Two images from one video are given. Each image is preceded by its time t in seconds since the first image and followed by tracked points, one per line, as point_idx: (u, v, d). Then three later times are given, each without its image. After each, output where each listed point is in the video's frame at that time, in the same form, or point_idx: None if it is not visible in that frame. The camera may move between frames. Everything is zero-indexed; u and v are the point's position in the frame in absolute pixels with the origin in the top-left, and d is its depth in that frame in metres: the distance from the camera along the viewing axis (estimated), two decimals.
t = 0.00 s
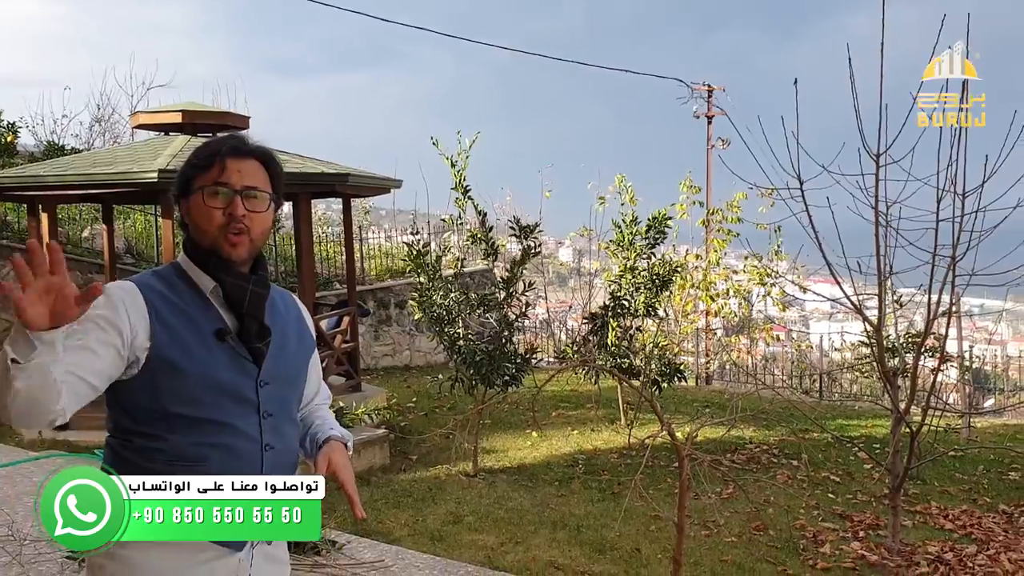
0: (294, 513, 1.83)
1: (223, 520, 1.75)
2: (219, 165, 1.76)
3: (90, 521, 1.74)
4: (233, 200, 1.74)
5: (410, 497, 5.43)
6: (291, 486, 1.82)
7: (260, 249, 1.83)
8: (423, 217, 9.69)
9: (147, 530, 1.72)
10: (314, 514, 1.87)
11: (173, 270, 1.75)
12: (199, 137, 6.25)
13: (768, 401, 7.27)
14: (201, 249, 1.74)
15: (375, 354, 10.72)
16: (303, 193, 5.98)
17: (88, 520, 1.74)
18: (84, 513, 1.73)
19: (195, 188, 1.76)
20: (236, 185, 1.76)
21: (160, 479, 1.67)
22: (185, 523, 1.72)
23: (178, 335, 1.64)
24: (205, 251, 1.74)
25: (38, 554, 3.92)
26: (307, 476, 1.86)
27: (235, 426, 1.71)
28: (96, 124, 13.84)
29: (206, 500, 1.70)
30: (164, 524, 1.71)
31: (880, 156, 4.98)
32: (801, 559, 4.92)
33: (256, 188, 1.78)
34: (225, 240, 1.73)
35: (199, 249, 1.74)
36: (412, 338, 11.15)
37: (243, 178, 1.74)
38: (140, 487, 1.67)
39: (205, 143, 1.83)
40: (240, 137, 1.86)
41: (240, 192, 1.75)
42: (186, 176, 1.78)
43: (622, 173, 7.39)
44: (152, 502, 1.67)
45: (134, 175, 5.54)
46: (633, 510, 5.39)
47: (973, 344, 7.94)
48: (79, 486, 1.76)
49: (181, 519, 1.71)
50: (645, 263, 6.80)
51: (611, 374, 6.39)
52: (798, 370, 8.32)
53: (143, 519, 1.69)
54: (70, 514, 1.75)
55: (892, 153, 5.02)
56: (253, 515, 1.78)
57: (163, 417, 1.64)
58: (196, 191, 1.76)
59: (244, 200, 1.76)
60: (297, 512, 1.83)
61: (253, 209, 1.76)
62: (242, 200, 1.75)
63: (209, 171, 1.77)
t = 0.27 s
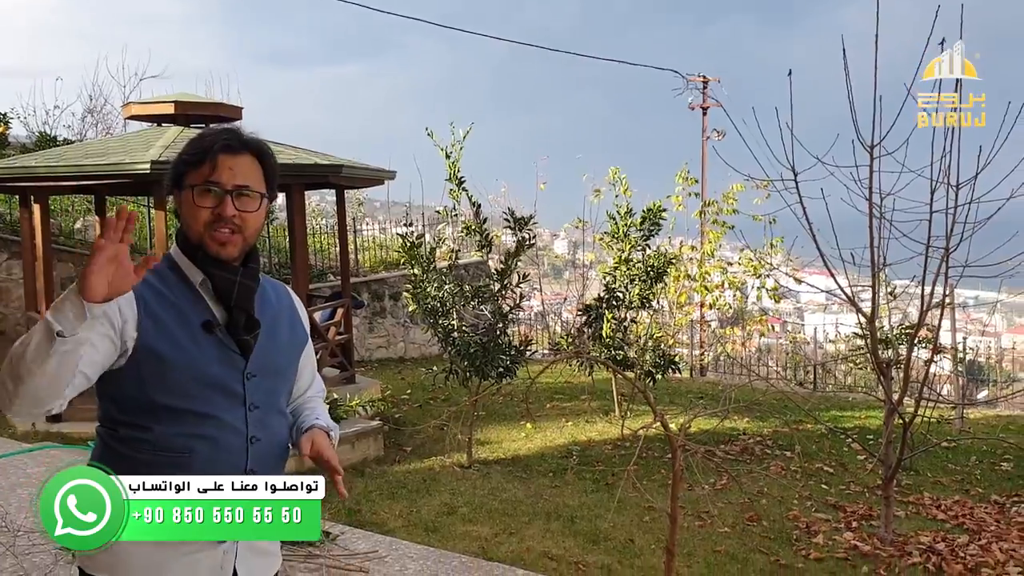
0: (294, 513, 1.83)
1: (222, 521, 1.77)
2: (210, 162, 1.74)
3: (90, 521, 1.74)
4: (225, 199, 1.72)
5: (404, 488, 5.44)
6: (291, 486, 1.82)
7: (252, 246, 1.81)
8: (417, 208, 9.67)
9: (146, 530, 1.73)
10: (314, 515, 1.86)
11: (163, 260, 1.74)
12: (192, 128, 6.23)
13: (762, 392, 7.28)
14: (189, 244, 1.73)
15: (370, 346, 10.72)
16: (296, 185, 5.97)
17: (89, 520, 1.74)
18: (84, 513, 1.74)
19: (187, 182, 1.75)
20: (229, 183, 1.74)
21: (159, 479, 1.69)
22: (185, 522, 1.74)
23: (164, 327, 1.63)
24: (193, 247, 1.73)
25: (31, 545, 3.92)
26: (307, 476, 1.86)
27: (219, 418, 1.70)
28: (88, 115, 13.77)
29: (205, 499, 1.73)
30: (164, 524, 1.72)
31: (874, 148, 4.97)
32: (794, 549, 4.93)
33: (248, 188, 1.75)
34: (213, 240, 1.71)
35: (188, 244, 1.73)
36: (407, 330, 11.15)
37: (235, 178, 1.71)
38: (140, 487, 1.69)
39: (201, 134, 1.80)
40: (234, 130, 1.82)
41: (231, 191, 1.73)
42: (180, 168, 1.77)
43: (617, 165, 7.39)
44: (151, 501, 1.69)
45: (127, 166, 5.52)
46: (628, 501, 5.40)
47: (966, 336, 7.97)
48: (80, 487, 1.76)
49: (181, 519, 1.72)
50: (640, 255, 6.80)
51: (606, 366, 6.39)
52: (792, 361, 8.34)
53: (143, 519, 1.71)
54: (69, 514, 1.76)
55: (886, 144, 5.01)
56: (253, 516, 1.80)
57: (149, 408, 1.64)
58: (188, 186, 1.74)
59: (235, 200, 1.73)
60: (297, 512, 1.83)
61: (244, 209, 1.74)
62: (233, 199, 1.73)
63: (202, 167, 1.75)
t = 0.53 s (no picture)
0: (294, 513, 1.81)
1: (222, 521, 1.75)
2: (200, 152, 1.75)
3: (91, 521, 1.69)
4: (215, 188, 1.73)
5: (399, 478, 5.46)
6: (291, 486, 1.81)
7: (246, 234, 1.82)
8: (413, 199, 9.67)
9: (146, 532, 1.71)
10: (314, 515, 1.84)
11: (156, 253, 1.75)
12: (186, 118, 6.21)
13: (756, 382, 7.30)
14: (182, 235, 1.73)
15: (365, 337, 10.73)
16: (290, 175, 5.96)
17: (89, 521, 1.69)
18: (83, 514, 1.68)
19: (178, 173, 1.75)
20: (219, 172, 1.74)
21: (159, 479, 1.69)
22: (185, 523, 1.72)
23: (155, 318, 1.65)
24: (185, 237, 1.73)
25: (25, 535, 3.92)
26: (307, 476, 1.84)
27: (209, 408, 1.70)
28: (81, 106, 13.73)
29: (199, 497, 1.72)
30: (164, 525, 1.71)
31: (868, 138, 4.97)
32: (786, 538, 4.95)
33: (237, 176, 1.76)
34: (207, 228, 1.73)
35: (180, 234, 1.74)
36: (402, 321, 11.16)
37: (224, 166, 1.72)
38: (140, 487, 1.68)
39: (190, 125, 1.81)
40: (225, 120, 1.83)
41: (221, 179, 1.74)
42: (170, 159, 1.77)
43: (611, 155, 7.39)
44: (151, 502, 1.68)
45: (121, 157, 5.50)
46: (621, 491, 5.42)
47: (960, 326, 8.00)
48: (79, 486, 1.70)
49: (181, 520, 1.71)
50: (635, 246, 6.80)
51: (600, 356, 6.40)
52: (787, 352, 8.36)
53: (143, 520, 1.70)
54: (67, 514, 1.70)
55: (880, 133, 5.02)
56: (253, 516, 1.78)
57: (141, 399, 1.65)
58: (179, 177, 1.75)
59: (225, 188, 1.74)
60: (297, 512, 1.81)
61: (234, 196, 1.74)
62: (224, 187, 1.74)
63: (192, 157, 1.76)
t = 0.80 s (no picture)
0: (294, 513, 1.81)
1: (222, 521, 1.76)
2: (189, 143, 1.73)
3: (91, 522, 1.68)
4: (204, 179, 1.72)
5: (394, 468, 5.48)
6: (291, 486, 1.81)
7: (234, 225, 1.80)
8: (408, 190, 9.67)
9: (146, 532, 1.71)
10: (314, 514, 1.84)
11: (146, 244, 1.73)
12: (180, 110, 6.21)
13: (751, 373, 7.32)
14: (172, 226, 1.72)
15: (361, 328, 10.75)
16: (284, 166, 5.96)
17: (89, 521, 1.68)
18: (83, 514, 1.67)
19: (165, 164, 1.73)
20: (208, 163, 1.72)
21: (160, 479, 1.69)
22: (185, 523, 1.73)
23: (145, 310, 1.64)
24: (176, 229, 1.72)
25: (20, 526, 3.93)
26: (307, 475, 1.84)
27: (200, 398, 1.70)
28: (76, 96, 13.70)
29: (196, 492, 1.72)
30: (164, 525, 1.71)
31: (861, 129, 4.96)
32: (779, 528, 4.97)
33: (226, 167, 1.74)
34: (196, 219, 1.71)
35: (170, 226, 1.72)
36: (398, 312, 11.18)
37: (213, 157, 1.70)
38: (140, 487, 1.68)
39: (177, 115, 1.79)
40: (213, 109, 1.80)
41: (211, 171, 1.72)
42: (156, 150, 1.75)
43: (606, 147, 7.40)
44: (152, 502, 1.69)
45: (116, 148, 5.50)
46: (614, 481, 5.44)
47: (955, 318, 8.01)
48: (79, 485, 1.69)
49: (181, 520, 1.72)
50: (629, 237, 6.81)
51: (595, 347, 6.42)
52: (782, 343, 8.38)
53: (143, 520, 1.70)
54: (66, 515, 1.68)
55: (873, 125, 5.01)
56: (252, 516, 1.79)
57: (132, 391, 1.65)
58: (167, 168, 1.73)
59: (215, 179, 1.72)
60: (297, 512, 1.81)
61: (224, 187, 1.73)
62: (213, 178, 1.72)
63: (180, 147, 1.74)
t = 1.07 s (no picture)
0: (294, 513, 1.72)
1: (222, 522, 1.68)
2: (182, 132, 1.60)
3: (91, 522, 1.59)
4: (197, 170, 1.60)
5: (390, 459, 5.50)
6: (291, 485, 1.72)
7: (227, 216, 1.68)
8: (406, 183, 9.68)
9: (146, 531, 1.64)
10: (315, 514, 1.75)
11: (138, 233, 1.63)
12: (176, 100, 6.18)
13: (747, 365, 7.34)
14: (164, 218, 1.61)
15: (358, 320, 10.78)
16: (280, 156, 5.94)
17: (89, 522, 1.59)
18: (82, 514, 1.59)
19: (156, 154, 1.61)
20: (200, 152, 1.60)
21: (159, 479, 1.61)
22: (185, 523, 1.66)
23: (136, 297, 1.54)
24: (167, 220, 1.61)
25: (15, 517, 3.93)
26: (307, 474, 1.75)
27: (192, 387, 1.60)
28: (73, 89, 13.71)
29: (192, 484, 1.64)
30: (164, 525, 1.64)
31: (856, 121, 4.99)
32: (772, 518, 5.00)
33: (220, 157, 1.62)
34: (188, 209, 1.59)
35: (164, 217, 1.61)
36: (395, 304, 11.21)
37: (206, 147, 1.58)
38: (140, 487, 1.60)
39: (169, 103, 1.67)
40: (206, 98, 1.68)
41: (203, 161, 1.60)
42: (148, 139, 1.63)
43: (603, 139, 7.40)
44: (152, 501, 1.62)
45: (111, 139, 5.48)
46: (610, 472, 5.47)
47: (950, 311, 8.03)
48: (78, 485, 1.59)
49: (181, 520, 1.65)
50: (625, 229, 6.82)
51: (591, 339, 6.43)
52: (779, 335, 8.40)
53: (143, 520, 1.62)
54: (66, 515, 1.60)
55: (868, 117, 5.04)
56: (253, 516, 1.70)
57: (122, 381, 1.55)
58: (158, 158, 1.61)
59: (208, 169, 1.61)
60: (297, 512, 1.72)
61: (217, 177, 1.61)
62: (206, 168, 1.60)
63: (172, 136, 1.61)
